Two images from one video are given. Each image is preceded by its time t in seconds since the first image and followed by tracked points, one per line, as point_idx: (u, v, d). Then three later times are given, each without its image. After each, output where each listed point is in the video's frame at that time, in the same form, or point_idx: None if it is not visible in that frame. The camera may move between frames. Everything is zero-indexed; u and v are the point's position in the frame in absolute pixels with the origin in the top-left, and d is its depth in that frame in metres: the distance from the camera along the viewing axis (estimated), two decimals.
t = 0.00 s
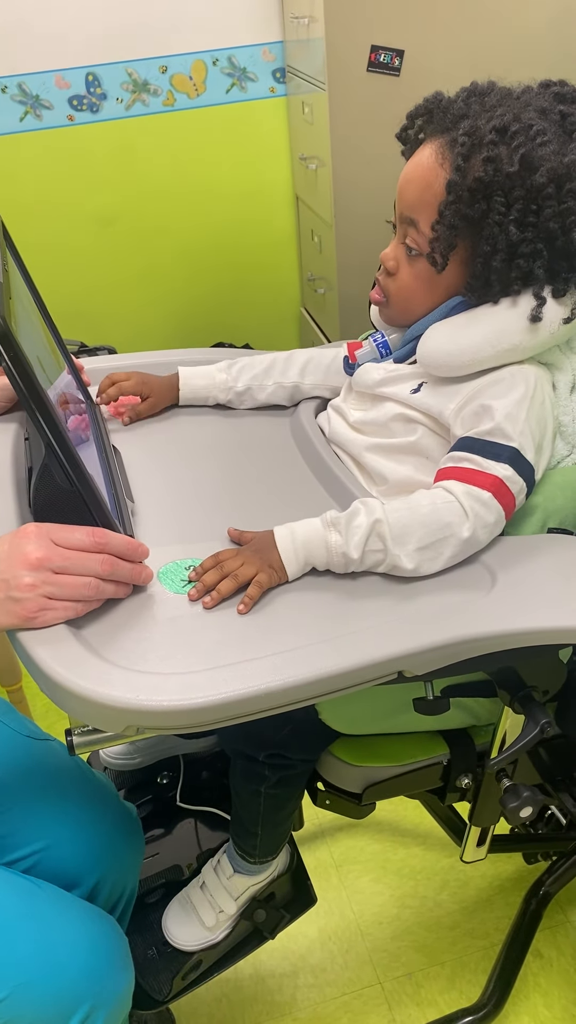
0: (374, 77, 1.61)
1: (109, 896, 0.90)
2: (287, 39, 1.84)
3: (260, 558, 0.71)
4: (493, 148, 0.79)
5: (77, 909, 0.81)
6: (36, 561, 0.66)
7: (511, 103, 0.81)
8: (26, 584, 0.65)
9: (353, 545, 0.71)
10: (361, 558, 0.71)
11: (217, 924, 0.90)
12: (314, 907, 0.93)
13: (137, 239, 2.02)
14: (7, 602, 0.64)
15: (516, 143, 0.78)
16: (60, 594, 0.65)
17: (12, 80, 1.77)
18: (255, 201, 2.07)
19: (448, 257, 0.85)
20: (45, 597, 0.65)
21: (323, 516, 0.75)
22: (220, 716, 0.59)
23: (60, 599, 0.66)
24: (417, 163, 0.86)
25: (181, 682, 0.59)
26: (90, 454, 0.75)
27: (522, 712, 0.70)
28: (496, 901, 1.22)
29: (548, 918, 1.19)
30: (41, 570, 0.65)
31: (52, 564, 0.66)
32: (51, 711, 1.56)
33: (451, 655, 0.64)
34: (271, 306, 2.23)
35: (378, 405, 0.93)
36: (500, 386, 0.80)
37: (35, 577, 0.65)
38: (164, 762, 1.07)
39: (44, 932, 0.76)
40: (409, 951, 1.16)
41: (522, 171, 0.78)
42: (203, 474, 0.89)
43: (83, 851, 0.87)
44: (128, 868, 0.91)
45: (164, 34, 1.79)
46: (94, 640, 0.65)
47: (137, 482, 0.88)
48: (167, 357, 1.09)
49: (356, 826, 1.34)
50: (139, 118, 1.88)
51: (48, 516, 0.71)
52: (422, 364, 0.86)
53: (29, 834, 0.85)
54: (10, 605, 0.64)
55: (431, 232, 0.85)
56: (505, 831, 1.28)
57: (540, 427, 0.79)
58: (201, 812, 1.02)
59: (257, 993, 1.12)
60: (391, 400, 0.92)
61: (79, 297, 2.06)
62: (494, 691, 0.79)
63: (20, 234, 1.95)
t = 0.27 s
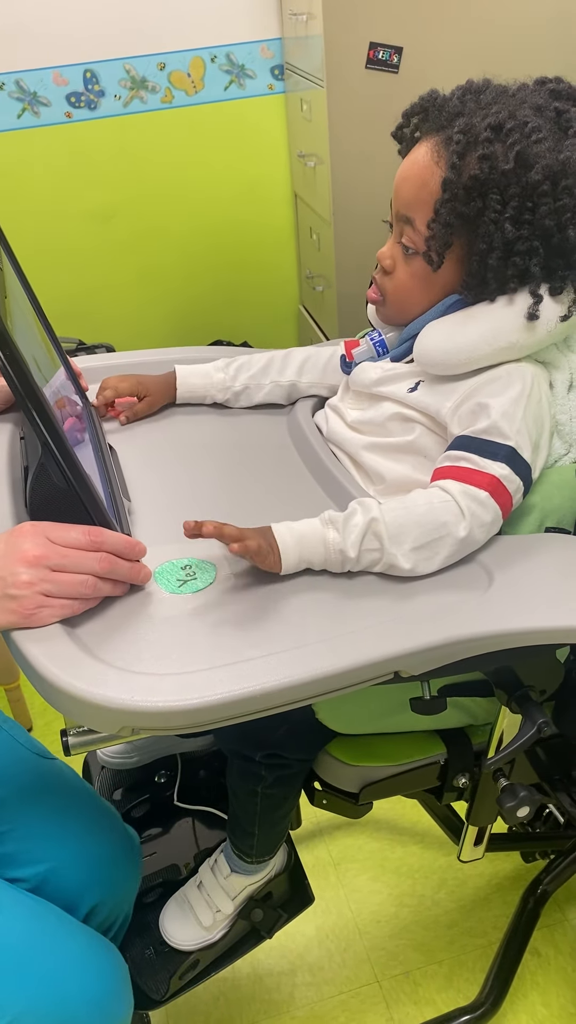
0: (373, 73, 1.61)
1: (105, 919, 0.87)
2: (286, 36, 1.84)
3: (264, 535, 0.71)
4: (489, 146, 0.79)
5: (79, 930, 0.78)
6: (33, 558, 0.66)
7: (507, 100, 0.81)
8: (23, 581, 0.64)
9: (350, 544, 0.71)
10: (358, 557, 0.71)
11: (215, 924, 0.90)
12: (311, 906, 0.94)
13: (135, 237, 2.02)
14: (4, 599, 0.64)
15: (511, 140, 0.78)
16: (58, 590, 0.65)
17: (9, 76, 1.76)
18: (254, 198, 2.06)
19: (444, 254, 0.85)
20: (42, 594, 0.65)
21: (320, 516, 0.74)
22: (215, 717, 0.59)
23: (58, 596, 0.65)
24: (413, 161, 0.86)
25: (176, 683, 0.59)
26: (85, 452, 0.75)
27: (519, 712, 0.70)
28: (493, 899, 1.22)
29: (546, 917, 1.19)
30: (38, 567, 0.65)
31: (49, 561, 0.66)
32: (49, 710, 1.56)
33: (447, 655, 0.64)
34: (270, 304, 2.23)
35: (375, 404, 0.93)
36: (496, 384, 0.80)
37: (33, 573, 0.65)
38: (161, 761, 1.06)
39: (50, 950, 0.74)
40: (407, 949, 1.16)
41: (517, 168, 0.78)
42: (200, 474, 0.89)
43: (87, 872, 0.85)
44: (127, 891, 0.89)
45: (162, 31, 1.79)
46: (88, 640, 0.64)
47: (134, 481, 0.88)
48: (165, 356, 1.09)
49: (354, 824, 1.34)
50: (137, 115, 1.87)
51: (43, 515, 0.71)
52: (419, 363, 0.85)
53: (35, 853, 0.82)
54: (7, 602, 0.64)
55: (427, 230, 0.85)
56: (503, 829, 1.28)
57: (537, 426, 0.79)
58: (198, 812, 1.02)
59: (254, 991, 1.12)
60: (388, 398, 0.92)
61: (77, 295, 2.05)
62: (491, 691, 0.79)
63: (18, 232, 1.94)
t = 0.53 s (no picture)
0: (372, 71, 1.61)
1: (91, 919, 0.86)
2: (285, 34, 1.84)
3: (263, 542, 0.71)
4: (488, 143, 0.78)
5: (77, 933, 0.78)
6: (36, 555, 0.66)
7: (506, 98, 0.81)
8: (27, 576, 0.64)
9: (352, 545, 0.71)
10: (360, 558, 0.71)
11: (214, 922, 0.90)
12: (310, 903, 0.94)
13: (135, 235, 2.02)
14: (8, 594, 0.64)
15: (511, 138, 0.77)
16: (61, 587, 0.65)
17: (8, 74, 1.76)
18: (253, 196, 2.06)
19: (444, 252, 0.85)
20: (46, 591, 0.65)
21: (321, 517, 0.74)
22: (214, 716, 0.59)
23: (61, 593, 0.66)
24: (413, 159, 0.85)
25: (175, 682, 0.59)
26: (85, 451, 0.75)
27: (518, 711, 0.70)
28: (492, 898, 1.22)
29: (545, 916, 1.19)
30: (43, 563, 0.65)
31: (52, 558, 0.66)
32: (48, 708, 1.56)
33: (446, 654, 0.64)
34: (269, 302, 2.23)
35: (374, 402, 0.93)
36: (496, 383, 0.80)
37: (36, 570, 0.65)
38: (160, 760, 1.05)
39: (49, 958, 0.73)
40: (406, 948, 1.16)
41: (517, 165, 0.77)
42: (199, 473, 0.88)
43: (84, 874, 0.83)
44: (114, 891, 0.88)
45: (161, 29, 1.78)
46: (88, 640, 0.64)
47: (133, 479, 0.88)
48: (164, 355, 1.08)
49: (353, 823, 1.34)
50: (136, 113, 1.87)
51: (42, 513, 0.70)
52: (419, 361, 0.85)
53: (30, 858, 0.79)
54: (10, 597, 0.64)
55: (427, 228, 0.85)
56: (501, 828, 1.28)
57: (536, 424, 0.79)
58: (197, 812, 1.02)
59: (253, 990, 1.12)
60: (387, 397, 0.92)
61: (76, 293, 2.05)
62: (491, 690, 0.79)
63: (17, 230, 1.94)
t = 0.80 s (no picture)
0: (373, 71, 1.61)
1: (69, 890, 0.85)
2: (285, 33, 1.84)
3: (262, 564, 0.70)
4: (489, 143, 0.79)
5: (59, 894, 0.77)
6: (40, 554, 0.66)
7: (507, 98, 0.81)
8: (31, 574, 0.65)
9: (357, 548, 0.70)
10: (365, 561, 0.70)
11: (214, 919, 0.90)
12: (311, 902, 0.94)
13: (134, 233, 2.01)
14: (10, 591, 0.64)
15: (511, 138, 0.78)
16: (64, 586, 0.65)
17: (9, 73, 1.76)
18: (253, 196, 2.06)
19: (444, 251, 0.85)
20: (49, 589, 0.65)
21: (323, 519, 0.74)
22: (215, 714, 0.59)
23: (65, 592, 0.65)
24: (413, 159, 0.86)
25: (177, 681, 0.59)
26: (87, 449, 0.75)
27: (518, 709, 0.71)
28: (492, 896, 1.22)
29: (545, 914, 1.19)
30: (47, 562, 0.65)
31: (57, 558, 0.66)
32: (49, 707, 1.56)
33: (448, 652, 0.64)
34: (269, 301, 2.23)
35: (375, 401, 0.93)
36: (496, 382, 0.80)
37: (40, 569, 0.65)
38: (160, 760, 1.06)
39: (39, 928, 0.70)
40: (406, 946, 1.16)
41: (518, 165, 0.78)
42: (199, 471, 0.89)
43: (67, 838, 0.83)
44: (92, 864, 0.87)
45: (160, 28, 1.79)
46: (90, 639, 0.64)
47: (133, 478, 0.88)
48: (165, 353, 1.08)
49: (353, 821, 1.34)
50: (137, 112, 1.87)
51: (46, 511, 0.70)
52: (420, 360, 0.86)
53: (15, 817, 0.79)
54: (13, 595, 0.64)
55: (428, 227, 0.85)
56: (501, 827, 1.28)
57: (536, 424, 0.79)
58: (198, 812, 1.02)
59: (254, 988, 1.13)
60: (388, 396, 0.92)
61: (76, 292, 2.05)
62: (491, 689, 0.80)
63: (17, 228, 1.94)
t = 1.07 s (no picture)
0: (372, 71, 1.61)
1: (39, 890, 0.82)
2: (284, 33, 1.84)
3: (263, 572, 0.69)
4: (494, 141, 0.79)
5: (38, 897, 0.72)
6: (38, 555, 0.66)
7: (513, 97, 0.81)
8: (29, 574, 0.65)
9: (358, 552, 0.70)
10: (367, 563, 0.70)
11: (216, 919, 0.90)
12: (311, 900, 0.95)
13: (134, 233, 2.01)
14: (8, 591, 0.64)
15: (516, 137, 0.78)
16: (63, 586, 0.65)
17: (8, 73, 1.76)
18: (252, 195, 2.06)
19: (445, 249, 0.85)
20: (48, 590, 0.65)
21: (324, 523, 0.73)
22: (216, 713, 0.59)
23: (63, 593, 0.65)
24: (418, 154, 0.85)
25: (177, 680, 0.59)
26: (87, 449, 0.75)
27: (518, 708, 0.71)
28: (492, 896, 1.22)
29: (545, 913, 1.19)
30: (45, 563, 0.65)
31: (56, 559, 0.66)
32: (49, 707, 1.56)
33: (449, 651, 0.64)
34: (268, 301, 2.23)
35: (375, 401, 0.93)
36: (495, 380, 0.80)
37: (39, 570, 0.65)
38: (161, 759, 1.05)
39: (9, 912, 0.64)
40: (406, 945, 1.16)
41: (521, 164, 0.78)
42: (200, 470, 0.89)
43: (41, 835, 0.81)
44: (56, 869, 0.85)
45: (160, 28, 1.79)
46: (90, 638, 0.64)
47: (134, 477, 0.88)
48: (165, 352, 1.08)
49: (353, 820, 1.34)
50: (136, 112, 1.87)
51: (48, 513, 0.70)
52: (419, 358, 0.86)
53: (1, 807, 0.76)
54: (10, 596, 0.64)
55: (430, 224, 0.85)
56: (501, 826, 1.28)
57: (535, 422, 0.79)
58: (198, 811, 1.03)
59: (254, 987, 1.13)
60: (387, 395, 0.92)
61: (76, 293, 2.05)
62: (491, 688, 0.80)
63: (16, 228, 1.94)
